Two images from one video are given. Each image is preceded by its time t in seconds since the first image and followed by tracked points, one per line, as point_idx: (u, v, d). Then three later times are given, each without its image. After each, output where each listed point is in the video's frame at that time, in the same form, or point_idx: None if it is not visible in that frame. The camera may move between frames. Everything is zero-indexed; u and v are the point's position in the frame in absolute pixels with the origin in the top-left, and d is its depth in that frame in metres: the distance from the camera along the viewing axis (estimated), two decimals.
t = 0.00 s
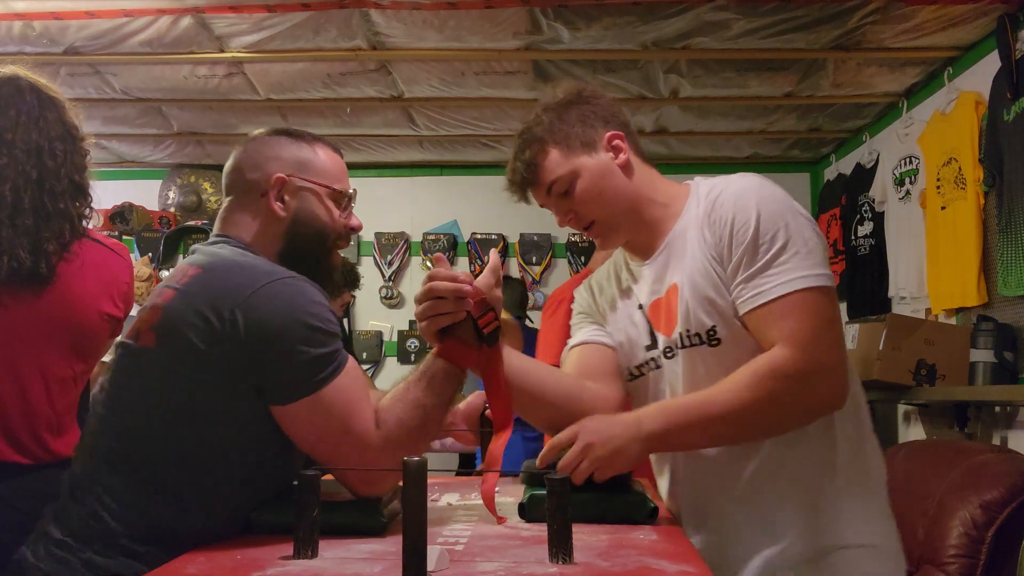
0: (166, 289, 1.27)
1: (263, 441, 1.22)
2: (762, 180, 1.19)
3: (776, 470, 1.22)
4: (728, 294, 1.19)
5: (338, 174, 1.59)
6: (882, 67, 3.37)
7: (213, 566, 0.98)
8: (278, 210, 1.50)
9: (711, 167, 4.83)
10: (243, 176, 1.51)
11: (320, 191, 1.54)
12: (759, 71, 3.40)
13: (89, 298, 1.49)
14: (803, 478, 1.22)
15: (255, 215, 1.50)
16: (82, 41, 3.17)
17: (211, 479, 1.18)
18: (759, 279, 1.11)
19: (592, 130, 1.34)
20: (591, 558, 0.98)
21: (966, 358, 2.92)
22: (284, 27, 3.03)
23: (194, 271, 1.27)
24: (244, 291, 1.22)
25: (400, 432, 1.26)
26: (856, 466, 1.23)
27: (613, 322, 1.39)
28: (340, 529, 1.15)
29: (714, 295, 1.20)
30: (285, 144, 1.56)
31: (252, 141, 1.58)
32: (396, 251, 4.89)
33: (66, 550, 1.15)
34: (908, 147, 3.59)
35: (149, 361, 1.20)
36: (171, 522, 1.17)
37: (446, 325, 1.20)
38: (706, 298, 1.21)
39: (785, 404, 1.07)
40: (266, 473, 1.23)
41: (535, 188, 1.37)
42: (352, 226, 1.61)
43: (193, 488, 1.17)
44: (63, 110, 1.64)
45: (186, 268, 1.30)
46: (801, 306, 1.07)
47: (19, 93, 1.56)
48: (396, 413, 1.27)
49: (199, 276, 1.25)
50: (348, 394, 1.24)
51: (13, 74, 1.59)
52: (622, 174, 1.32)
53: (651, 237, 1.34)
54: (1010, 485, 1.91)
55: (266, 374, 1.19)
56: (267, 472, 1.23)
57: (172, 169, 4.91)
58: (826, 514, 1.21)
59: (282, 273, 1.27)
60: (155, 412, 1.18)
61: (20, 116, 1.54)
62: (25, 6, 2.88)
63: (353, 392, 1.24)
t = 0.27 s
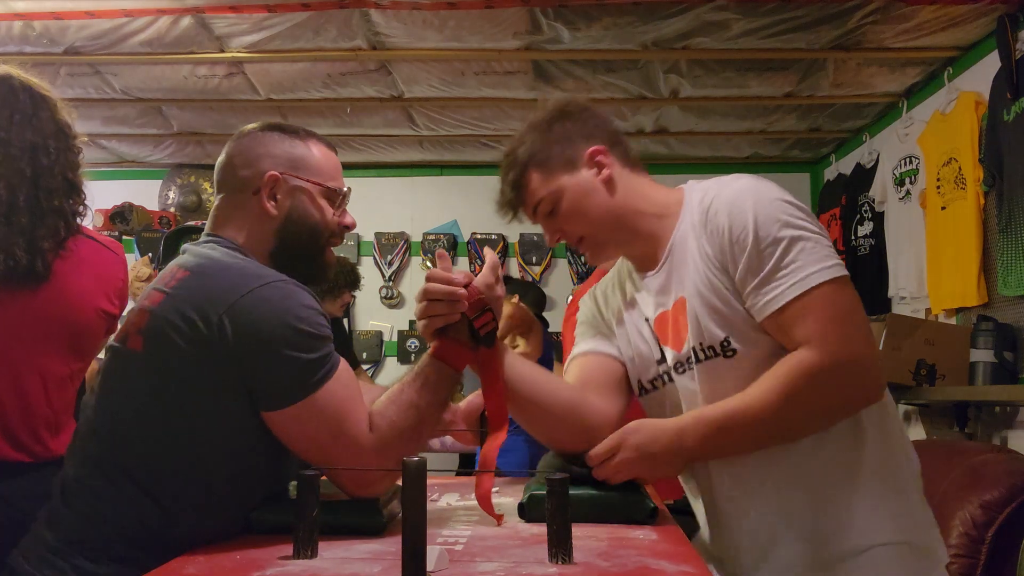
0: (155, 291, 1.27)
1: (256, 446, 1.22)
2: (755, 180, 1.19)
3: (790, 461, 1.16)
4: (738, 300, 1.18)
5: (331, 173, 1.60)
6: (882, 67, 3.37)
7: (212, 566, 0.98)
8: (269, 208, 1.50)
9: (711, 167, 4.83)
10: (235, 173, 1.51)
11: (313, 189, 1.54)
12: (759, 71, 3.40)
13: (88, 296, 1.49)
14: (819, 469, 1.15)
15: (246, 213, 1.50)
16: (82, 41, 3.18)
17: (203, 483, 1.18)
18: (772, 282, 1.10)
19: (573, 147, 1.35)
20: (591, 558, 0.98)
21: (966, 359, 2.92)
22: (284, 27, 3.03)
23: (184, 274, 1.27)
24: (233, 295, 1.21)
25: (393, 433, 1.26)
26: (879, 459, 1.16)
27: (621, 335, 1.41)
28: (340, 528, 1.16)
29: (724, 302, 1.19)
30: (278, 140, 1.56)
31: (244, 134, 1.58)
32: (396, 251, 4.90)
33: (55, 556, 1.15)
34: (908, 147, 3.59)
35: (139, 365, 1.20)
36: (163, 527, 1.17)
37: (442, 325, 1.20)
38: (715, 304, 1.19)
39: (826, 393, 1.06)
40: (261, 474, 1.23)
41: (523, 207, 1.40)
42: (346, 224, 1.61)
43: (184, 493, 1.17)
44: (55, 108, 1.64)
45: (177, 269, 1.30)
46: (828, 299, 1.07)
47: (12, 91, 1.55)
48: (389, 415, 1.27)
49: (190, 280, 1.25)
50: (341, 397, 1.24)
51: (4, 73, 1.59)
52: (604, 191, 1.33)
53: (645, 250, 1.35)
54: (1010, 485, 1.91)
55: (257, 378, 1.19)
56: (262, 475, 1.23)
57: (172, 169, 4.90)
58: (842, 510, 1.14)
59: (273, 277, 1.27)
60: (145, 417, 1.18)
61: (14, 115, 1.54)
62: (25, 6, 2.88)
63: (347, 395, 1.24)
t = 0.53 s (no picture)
0: (162, 290, 1.27)
1: (259, 446, 1.22)
2: (730, 172, 1.19)
3: (790, 458, 1.16)
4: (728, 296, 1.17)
5: (338, 179, 1.60)
6: (882, 67, 3.37)
7: (213, 566, 0.98)
8: (277, 211, 1.50)
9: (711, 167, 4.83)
10: (242, 174, 1.51)
11: (320, 194, 1.55)
12: (759, 71, 3.40)
13: (79, 293, 1.51)
14: (818, 466, 1.15)
15: (253, 215, 1.50)
16: (82, 41, 3.18)
17: (206, 482, 1.18)
18: (755, 272, 1.08)
19: (553, 162, 1.36)
20: (591, 558, 0.98)
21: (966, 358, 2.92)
22: (284, 27, 3.03)
23: (190, 272, 1.27)
24: (239, 294, 1.22)
25: (395, 433, 1.26)
26: (877, 457, 1.16)
27: (613, 349, 1.49)
28: (340, 528, 1.15)
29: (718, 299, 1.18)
30: (286, 144, 1.56)
31: (253, 138, 1.58)
32: (396, 251, 4.90)
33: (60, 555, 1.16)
34: (908, 147, 3.59)
35: (145, 364, 1.20)
36: (167, 527, 1.17)
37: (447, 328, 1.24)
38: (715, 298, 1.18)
39: (825, 368, 1.04)
40: (263, 474, 1.23)
41: (512, 228, 1.42)
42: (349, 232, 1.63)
43: (187, 492, 1.17)
44: (41, 108, 1.63)
45: (184, 268, 1.30)
46: (818, 273, 1.04)
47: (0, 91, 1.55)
48: (391, 415, 1.27)
49: (195, 278, 1.25)
50: (343, 396, 1.24)
51: None
52: (589, 201, 1.34)
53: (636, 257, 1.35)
54: (1009, 485, 1.92)
55: (262, 377, 1.19)
56: (264, 475, 1.23)
57: (172, 169, 4.90)
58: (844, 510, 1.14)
59: (278, 275, 1.27)
60: (151, 415, 1.18)
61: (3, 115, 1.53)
62: (25, 6, 2.88)
63: (350, 395, 1.25)
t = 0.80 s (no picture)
0: (166, 290, 1.27)
1: (260, 446, 1.21)
2: (726, 175, 1.21)
3: (787, 457, 1.16)
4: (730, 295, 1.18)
5: (343, 183, 1.60)
6: (882, 67, 3.37)
7: (213, 565, 0.98)
8: (281, 213, 1.50)
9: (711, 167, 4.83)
10: (248, 177, 1.52)
11: (325, 198, 1.55)
12: (760, 71, 3.40)
13: (70, 292, 1.53)
14: (813, 462, 1.16)
15: (258, 217, 1.50)
16: (82, 41, 3.18)
17: (208, 482, 1.17)
18: (760, 269, 1.08)
19: (557, 162, 1.37)
20: (591, 558, 0.97)
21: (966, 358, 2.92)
22: (284, 27, 3.03)
23: (193, 272, 1.28)
24: (241, 294, 1.22)
25: (395, 433, 1.26)
26: (874, 456, 1.16)
27: (613, 352, 1.45)
28: (340, 528, 1.15)
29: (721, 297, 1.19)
30: (293, 148, 1.56)
31: (259, 143, 1.59)
32: (396, 251, 4.90)
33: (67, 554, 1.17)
34: (908, 147, 3.59)
35: (148, 364, 1.21)
36: (171, 526, 1.17)
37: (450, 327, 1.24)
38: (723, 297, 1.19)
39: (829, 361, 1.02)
40: (264, 474, 1.23)
41: (516, 229, 1.43)
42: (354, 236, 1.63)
43: (189, 492, 1.17)
44: (30, 114, 1.64)
45: (187, 268, 1.31)
46: (822, 265, 1.04)
47: None
48: (391, 415, 1.27)
49: (197, 278, 1.25)
50: (344, 396, 1.24)
51: None
52: (592, 200, 1.34)
53: (638, 257, 1.34)
54: (1010, 484, 1.92)
55: (263, 377, 1.19)
56: (265, 475, 1.23)
57: (171, 169, 4.90)
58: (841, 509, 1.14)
59: (280, 275, 1.27)
60: (153, 415, 1.19)
61: None
62: (25, 6, 2.88)
63: (351, 395, 1.24)
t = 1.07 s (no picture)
0: (167, 291, 1.27)
1: (260, 446, 1.21)
2: (753, 175, 1.19)
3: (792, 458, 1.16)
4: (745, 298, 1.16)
5: (343, 181, 1.60)
6: (882, 67, 3.37)
7: (213, 565, 0.98)
8: (280, 212, 1.50)
9: (711, 168, 4.83)
10: (247, 176, 1.52)
11: (323, 197, 1.55)
12: (759, 71, 3.40)
13: (71, 291, 1.57)
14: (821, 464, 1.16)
15: (256, 215, 1.50)
16: (82, 41, 3.18)
17: (208, 482, 1.17)
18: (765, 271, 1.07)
19: (583, 159, 1.39)
20: (591, 558, 0.97)
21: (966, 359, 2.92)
22: (284, 27, 3.03)
23: (194, 272, 1.27)
24: (240, 295, 1.22)
25: (396, 433, 1.26)
26: (887, 457, 1.16)
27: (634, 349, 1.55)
28: (340, 528, 1.15)
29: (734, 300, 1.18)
30: (292, 147, 1.56)
31: (258, 142, 1.58)
32: (396, 251, 4.90)
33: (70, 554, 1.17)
34: (908, 147, 3.59)
35: (149, 365, 1.21)
36: (172, 527, 1.17)
37: (454, 326, 1.24)
38: (732, 301, 1.18)
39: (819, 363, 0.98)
40: (264, 474, 1.23)
41: (538, 222, 1.46)
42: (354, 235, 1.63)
43: (189, 492, 1.17)
44: (28, 120, 1.67)
45: (188, 269, 1.31)
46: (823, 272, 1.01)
47: None
48: (392, 416, 1.27)
49: (198, 279, 1.25)
50: (344, 395, 1.23)
51: None
52: (614, 198, 1.36)
53: (660, 255, 1.37)
54: (1010, 485, 1.92)
55: (264, 377, 1.19)
56: (265, 475, 1.23)
57: (171, 169, 4.90)
58: (852, 510, 1.15)
59: (281, 275, 1.27)
60: (153, 416, 1.19)
61: None
62: (25, 6, 2.88)
63: (351, 395, 1.24)
